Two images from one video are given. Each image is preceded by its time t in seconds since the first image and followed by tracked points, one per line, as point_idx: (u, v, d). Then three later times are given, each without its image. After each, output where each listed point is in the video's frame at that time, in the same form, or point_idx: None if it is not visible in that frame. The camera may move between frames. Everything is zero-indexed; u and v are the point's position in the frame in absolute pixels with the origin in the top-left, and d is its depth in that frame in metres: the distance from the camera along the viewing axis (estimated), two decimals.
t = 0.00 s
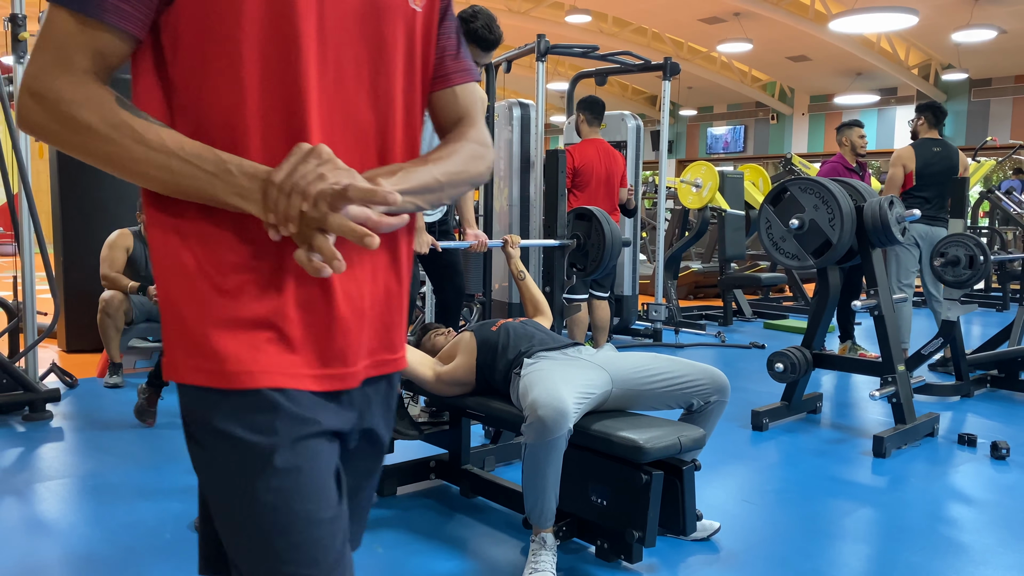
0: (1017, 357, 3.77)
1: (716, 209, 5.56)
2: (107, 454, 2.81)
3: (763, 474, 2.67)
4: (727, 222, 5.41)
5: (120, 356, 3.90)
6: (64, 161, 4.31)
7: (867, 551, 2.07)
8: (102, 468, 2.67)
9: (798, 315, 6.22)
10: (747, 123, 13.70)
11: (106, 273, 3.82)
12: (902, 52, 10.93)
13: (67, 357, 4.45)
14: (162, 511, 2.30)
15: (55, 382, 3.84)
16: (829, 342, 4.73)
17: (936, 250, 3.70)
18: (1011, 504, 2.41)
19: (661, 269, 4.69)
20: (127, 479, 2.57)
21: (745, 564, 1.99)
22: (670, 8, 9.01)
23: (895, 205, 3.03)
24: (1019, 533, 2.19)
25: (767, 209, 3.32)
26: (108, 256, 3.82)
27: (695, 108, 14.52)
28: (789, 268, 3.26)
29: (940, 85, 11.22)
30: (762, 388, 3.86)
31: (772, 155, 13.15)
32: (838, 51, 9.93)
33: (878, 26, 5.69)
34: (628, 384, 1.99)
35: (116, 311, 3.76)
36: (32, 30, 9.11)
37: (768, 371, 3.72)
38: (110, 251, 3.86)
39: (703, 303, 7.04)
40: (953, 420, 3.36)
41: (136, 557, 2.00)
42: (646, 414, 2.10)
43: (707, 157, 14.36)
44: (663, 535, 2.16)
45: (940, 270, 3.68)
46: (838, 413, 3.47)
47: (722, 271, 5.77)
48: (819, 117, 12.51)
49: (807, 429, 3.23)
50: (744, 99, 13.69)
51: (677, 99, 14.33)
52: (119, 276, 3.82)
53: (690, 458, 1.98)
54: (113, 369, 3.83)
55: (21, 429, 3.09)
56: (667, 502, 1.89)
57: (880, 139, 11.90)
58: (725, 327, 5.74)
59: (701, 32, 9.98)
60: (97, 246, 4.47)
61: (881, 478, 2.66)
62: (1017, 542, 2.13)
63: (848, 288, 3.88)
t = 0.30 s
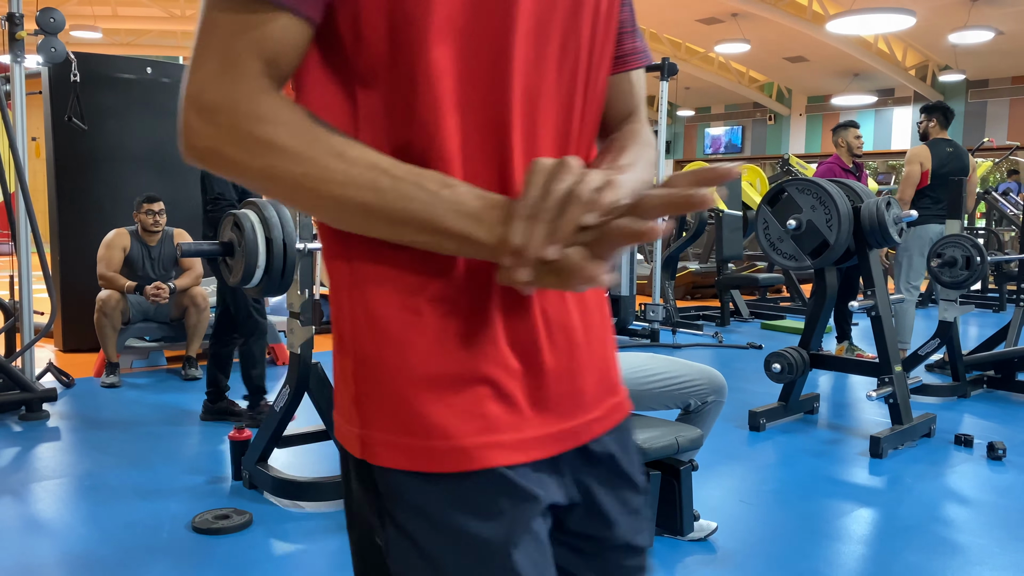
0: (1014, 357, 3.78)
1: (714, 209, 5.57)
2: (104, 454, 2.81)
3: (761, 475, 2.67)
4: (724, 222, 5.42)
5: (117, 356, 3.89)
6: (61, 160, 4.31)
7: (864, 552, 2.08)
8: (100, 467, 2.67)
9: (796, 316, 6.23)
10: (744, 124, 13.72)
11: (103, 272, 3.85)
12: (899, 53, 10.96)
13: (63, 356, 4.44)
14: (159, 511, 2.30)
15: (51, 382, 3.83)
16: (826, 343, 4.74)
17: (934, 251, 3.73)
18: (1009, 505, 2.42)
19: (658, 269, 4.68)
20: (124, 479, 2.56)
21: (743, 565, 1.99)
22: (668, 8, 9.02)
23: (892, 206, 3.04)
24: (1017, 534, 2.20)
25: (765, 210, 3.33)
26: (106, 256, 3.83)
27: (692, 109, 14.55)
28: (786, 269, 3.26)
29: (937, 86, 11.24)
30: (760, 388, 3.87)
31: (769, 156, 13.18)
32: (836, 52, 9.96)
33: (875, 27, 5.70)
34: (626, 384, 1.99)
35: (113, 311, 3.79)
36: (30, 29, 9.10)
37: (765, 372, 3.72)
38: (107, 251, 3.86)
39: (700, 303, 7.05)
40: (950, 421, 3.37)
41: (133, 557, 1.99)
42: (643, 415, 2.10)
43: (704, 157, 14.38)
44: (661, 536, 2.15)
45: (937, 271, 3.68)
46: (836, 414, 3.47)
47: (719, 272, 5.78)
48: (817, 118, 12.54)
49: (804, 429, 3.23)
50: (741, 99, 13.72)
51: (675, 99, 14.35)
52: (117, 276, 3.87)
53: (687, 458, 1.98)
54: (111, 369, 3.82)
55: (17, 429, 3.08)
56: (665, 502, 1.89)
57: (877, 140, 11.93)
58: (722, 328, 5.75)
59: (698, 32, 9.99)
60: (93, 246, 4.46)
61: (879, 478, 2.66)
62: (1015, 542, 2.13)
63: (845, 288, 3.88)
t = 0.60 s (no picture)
0: (1011, 357, 3.78)
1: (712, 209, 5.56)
2: (101, 454, 2.80)
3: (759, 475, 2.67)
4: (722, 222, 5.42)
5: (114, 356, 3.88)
6: (58, 159, 4.29)
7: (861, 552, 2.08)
8: (97, 467, 2.66)
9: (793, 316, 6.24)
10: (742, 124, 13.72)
11: (100, 272, 3.84)
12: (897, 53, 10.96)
13: (60, 356, 4.43)
14: (157, 510, 2.30)
15: (48, 381, 3.81)
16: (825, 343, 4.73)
17: (932, 251, 3.70)
18: (1007, 505, 2.42)
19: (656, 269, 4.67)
20: (122, 479, 2.56)
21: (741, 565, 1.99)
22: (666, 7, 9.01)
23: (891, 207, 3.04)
24: (1015, 534, 2.20)
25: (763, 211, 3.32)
26: (102, 255, 3.82)
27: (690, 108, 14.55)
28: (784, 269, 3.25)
29: (935, 86, 11.25)
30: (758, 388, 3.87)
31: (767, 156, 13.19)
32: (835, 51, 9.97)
33: (873, 27, 5.71)
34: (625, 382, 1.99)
35: (111, 310, 3.79)
36: (27, 28, 9.08)
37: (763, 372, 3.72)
38: (104, 250, 3.85)
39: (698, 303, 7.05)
40: (948, 421, 3.37)
41: (130, 557, 1.99)
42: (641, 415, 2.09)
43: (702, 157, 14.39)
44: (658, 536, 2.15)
45: (935, 271, 3.67)
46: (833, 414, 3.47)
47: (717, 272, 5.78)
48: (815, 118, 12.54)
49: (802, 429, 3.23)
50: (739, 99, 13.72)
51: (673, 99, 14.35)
52: (113, 275, 3.85)
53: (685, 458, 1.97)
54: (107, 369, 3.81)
55: (14, 428, 3.07)
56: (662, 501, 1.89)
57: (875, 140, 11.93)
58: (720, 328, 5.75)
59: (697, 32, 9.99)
60: (90, 245, 4.45)
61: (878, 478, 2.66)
62: (1014, 542, 2.14)
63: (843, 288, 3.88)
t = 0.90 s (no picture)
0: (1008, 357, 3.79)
1: (710, 209, 5.56)
2: (100, 453, 2.80)
3: (757, 474, 2.68)
4: (721, 222, 5.42)
5: (113, 355, 3.87)
6: (57, 158, 4.29)
7: (857, 550, 2.08)
8: (95, 466, 2.66)
9: (792, 315, 6.24)
10: (740, 123, 13.73)
11: (98, 270, 3.85)
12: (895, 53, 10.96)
13: (58, 354, 4.42)
14: (156, 509, 2.30)
15: (47, 380, 3.81)
16: (822, 342, 4.74)
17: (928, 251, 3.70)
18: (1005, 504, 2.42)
19: (655, 268, 4.67)
20: (120, 477, 2.56)
21: (740, 563, 2.00)
22: (664, 7, 9.01)
23: (889, 205, 3.04)
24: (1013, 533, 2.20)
25: (761, 209, 3.32)
26: (100, 253, 3.83)
27: (689, 108, 14.56)
28: (783, 268, 3.27)
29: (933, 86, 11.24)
30: (754, 387, 3.88)
31: (765, 155, 13.19)
32: (832, 51, 9.96)
33: (871, 27, 5.71)
34: (625, 380, 2.00)
35: (109, 310, 3.81)
36: (26, 26, 9.09)
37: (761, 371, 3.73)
38: (102, 249, 3.86)
39: (696, 302, 7.06)
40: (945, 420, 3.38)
41: (130, 555, 1.99)
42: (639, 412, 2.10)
43: (701, 157, 14.39)
44: (657, 535, 2.16)
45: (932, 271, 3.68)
46: (831, 413, 3.48)
47: (715, 271, 5.79)
48: (813, 118, 12.56)
49: (800, 428, 3.24)
50: (737, 98, 13.72)
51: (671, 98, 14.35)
52: (111, 275, 3.85)
53: (684, 457, 1.98)
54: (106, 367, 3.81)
55: (13, 427, 3.07)
56: (662, 499, 1.89)
57: (873, 140, 11.93)
58: (718, 327, 5.75)
59: (695, 32, 9.99)
60: (89, 244, 4.45)
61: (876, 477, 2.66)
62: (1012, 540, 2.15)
63: (840, 288, 3.89)
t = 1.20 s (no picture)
0: (1005, 355, 3.80)
1: (708, 208, 5.57)
2: (98, 451, 2.80)
3: (754, 472, 2.68)
4: (719, 221, 5.44)
5: (111, 353, 3.87)
6: (55, 156, 4.29)
7: (854, 548, 2.09)
8: (94, 464, 2.67)
9: (789, 314, 6.25)
10: (738, 122, 13.74)
11: (97, 269, 3.85)
12: (892, 52, 10.96)
13: (56, 353, 4.42)
14: (155, 507, 2.31)
15: (45, 378, 3.81)
16: (820, 341, 4.75)
17: (925, 249, 3.70)
18: (1002, 503, 2.42)
19: (653, 267, 4.67)
20: (119, 475, 2.57)
21: (737, 561, 2.00)
22: (662, 6, 9.02)
23: (886, 205, 3.05)
24: (1010, 531, 2.21)
25: (758, 209, 3.33)
26: (98, 251, 3.83)
27: (687, 107, 14.58)
28: (780, 267, 3.28)
29: (931, 86, 11.25)
30: (752, 386, 3.89)
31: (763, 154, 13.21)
32: (830, 51, 9.97)
33: (868, 25, 5.71)
34: (622, 378, 2.00)
35: (109, 308, 3.82)
36: (24, 25, 9.11)
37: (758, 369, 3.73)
38: (100, 246, 3.86)
39: (695, 301, 7.08)
40: (942, 418, 3.38)
41: (128, 553, 2.00)
42: (636, 410, 2.10)
43: (699, 156, 14.40)
44: (656, 533, 2.16)
45: (929, 269, 3.68)
46: (828, 412, 3.48)
47: (714, 270, 5.79)
48: (811, 117, 12.57)
49: (798, 426, 3.25)
50: (736, 98, 13.73)
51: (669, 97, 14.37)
52: (110, 273, 3.86)
53: (681, 455, 1.98)
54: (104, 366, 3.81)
55: (11, 425, 3.08)
56: (659, 497, 1.90)
57: (871, 139, 11.95)
58: (716, 326, 5.75)
59: (692, 31, 10.01)
60: (87, 242, 4.45)
61: (874, 476, 2.67)
62: (1008, 538, 2.15)
63: (838, 286, 3.89)
